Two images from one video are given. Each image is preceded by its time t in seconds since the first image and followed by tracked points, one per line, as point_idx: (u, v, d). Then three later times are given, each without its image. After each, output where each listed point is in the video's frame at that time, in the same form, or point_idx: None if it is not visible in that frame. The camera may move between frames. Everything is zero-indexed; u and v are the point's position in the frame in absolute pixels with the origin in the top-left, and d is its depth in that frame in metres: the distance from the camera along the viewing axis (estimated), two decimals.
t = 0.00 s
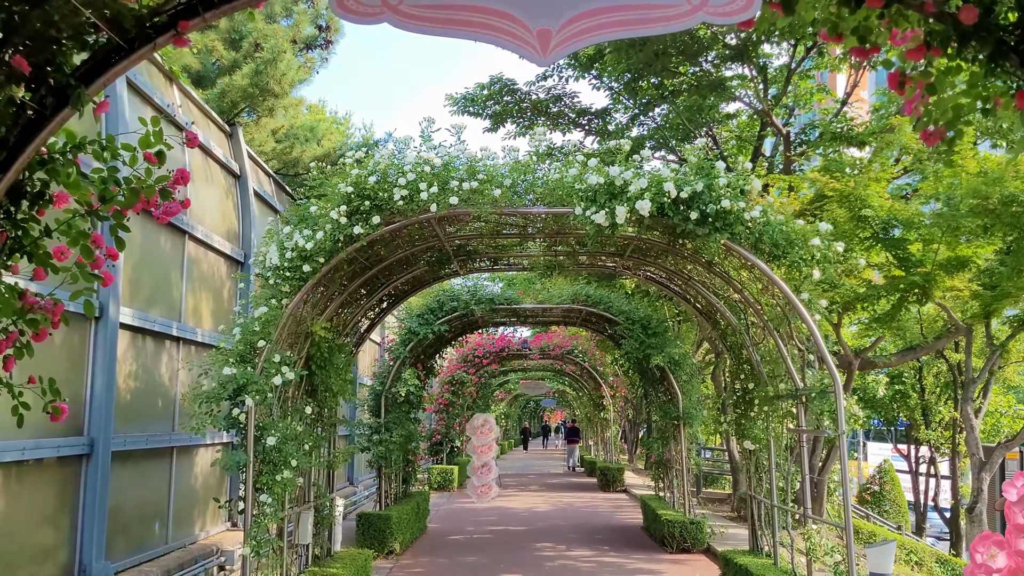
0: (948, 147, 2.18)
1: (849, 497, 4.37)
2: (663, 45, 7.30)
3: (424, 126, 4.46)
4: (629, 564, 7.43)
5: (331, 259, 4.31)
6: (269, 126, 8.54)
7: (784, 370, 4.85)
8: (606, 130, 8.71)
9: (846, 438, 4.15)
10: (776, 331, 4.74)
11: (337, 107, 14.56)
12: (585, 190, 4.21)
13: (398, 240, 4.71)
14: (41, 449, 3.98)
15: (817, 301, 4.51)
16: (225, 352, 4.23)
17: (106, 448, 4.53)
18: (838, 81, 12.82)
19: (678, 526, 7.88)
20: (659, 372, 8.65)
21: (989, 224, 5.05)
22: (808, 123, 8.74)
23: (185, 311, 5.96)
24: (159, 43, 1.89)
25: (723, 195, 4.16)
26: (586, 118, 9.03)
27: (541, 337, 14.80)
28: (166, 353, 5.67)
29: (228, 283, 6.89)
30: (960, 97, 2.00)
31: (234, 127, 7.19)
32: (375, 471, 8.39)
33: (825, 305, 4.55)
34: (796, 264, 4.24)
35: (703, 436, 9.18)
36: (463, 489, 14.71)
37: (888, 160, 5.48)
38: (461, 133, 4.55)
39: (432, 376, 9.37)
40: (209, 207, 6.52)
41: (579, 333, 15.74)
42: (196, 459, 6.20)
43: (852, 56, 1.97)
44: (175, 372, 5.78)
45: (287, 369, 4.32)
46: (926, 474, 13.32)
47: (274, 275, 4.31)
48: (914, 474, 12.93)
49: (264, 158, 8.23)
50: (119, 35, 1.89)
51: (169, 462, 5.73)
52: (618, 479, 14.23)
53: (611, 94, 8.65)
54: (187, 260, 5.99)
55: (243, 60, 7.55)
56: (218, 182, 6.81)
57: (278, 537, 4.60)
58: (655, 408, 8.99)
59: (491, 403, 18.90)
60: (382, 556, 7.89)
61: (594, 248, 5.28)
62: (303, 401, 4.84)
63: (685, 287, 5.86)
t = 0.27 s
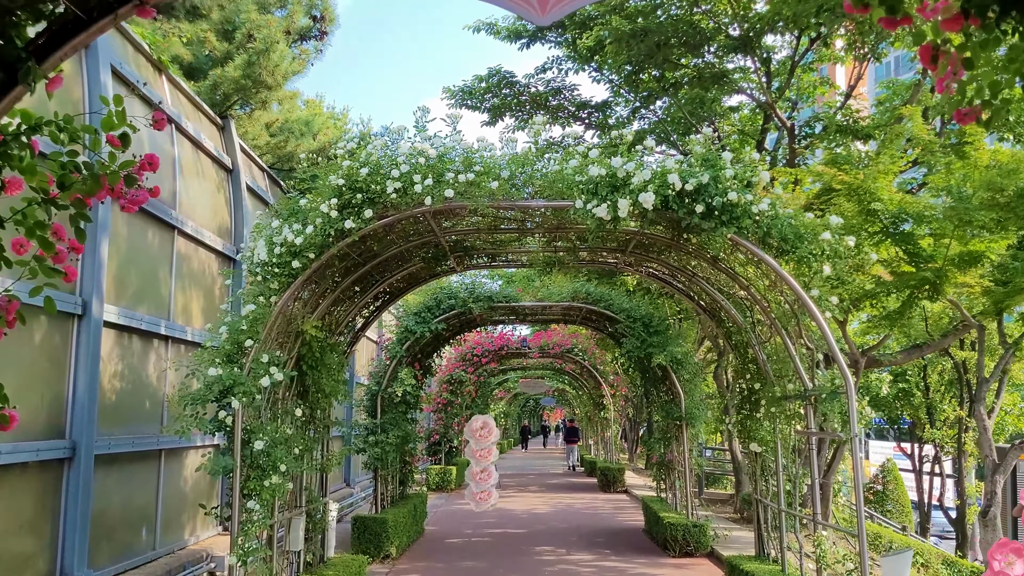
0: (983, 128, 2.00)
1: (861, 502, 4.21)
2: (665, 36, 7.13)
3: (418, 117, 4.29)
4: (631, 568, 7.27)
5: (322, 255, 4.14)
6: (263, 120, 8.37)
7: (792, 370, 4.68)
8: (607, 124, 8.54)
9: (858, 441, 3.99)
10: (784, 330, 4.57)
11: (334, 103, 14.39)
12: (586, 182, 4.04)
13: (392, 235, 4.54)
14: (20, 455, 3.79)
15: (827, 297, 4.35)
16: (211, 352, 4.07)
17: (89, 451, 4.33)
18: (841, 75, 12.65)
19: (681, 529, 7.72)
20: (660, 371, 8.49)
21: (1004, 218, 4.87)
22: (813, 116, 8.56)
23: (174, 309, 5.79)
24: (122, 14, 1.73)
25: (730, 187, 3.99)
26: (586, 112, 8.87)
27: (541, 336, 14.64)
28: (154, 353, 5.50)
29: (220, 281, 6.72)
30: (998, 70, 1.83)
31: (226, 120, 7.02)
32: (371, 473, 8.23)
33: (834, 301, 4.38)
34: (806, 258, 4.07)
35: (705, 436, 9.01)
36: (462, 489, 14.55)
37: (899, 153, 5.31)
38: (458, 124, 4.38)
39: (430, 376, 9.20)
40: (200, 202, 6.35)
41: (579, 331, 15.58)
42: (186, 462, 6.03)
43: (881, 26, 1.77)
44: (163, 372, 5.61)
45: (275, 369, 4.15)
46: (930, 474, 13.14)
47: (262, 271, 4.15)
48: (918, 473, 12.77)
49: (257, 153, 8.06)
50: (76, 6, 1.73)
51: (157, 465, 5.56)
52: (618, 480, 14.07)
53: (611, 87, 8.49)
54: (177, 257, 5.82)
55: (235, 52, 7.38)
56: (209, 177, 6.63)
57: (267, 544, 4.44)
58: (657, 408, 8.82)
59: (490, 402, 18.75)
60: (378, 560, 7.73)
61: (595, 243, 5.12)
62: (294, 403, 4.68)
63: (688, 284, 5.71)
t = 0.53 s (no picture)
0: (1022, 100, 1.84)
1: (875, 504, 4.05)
2: (665, 29, 6.98)
3: (412, 105, 4.13)
4: (633, 572, 7.10)
5: (312, 248, 3.98)
6: (256, 115, 8.21)
7: (801, 367, 4.53)
8: (607, 120, 8.39)
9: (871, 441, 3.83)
10: (792, 326, 4.42)
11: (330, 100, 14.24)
12: (587, 172, 3.88)
13: (386, 229, 4.39)
14: None
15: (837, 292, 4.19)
16: (198, 350, 3.90)
17: (72, 453, 4.14)
18: (843, 70, 12.49)
19: (683, 531, 7.55)
20: (661, 371, 8.33)
21: (1019, 209, 4.70)
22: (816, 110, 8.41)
23: (163, 307, 5.62)
24: None
25: (737, 176, 3.83)
26: (585, 107, 8.72)
27: (540, 336, 14.50)
28: (142, 351, 5.35)
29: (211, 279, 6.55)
30: None
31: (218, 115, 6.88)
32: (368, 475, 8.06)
33: (846, 296, 4.23)
34: (816, 251, 3.92)
35: (707, 436, 8.85)
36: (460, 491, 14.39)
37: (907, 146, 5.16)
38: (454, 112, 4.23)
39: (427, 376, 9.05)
40: (190, 197, 6.20)
41: (578, 331, 15.42)
42: (176, 464, 5.87)
43: None
44: (151, 372, 5.45)
45: (264, 368, 3.99)
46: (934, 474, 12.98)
47: (250, 265, 3.99)
48: (921, 474, 12.60)
49: (250, 148, 7.91)
50: None
51: (145, 467, 5.40)
52: (619, 481, 13.91)
53: (611, 82, 8.35)
54: (165, 254, 5.65)
55: (225, 46, 7.22)
56: (200, 172, 6.46)
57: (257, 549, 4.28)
58: (658, 408, 8.66)
59: (489, 402, 18.59)
60: (374, 564, 7.57)
61: (597, 238, 4.96)
62: (285, 404, 4.52)
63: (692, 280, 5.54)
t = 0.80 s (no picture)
0: None
1: (890, 508, 3.89)
2: (667, 20, 6.81)
3: (406, 93, 3.97)
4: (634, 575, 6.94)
5: (302, 242, 3.82)
6: (249, 109, 8.04)
7: (811, 366, 4.37)
8: (606, 113, 8.22)
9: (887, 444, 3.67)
10: (802, 323, 4.26)
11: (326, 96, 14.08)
12: (589, 162, 3.72)
13: (380, 222, 4.23)
14: None
15: (849, 287, 4.03)
16: (183, 349, 3.74)
17: (53, 454, 3.95)
18: (845, 65, 12.32)
19: (686, 533, 7.39)
20: (663, 369, 8.17)
21: None
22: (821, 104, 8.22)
23: (150, 305, 5.45)
24: None
25: (746, 166, 3.66)
26: (585, 100, 8.55)
27: (539, 334, 14.34)
28: (128, 350, 5.18)
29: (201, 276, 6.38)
30: None
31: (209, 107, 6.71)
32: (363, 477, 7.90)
33: (858, 291, 4.07)
34: (829, 245, 3.76)
35: (710, 436, 8.69)
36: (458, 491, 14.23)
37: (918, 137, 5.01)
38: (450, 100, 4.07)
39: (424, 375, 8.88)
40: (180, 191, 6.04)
41: (577, 329, 15.26)
42: (164, 466, 5.70)
43: None
44: (138, 371, 5.28)
45: (253, 367, 3.83)
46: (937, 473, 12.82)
47: (238, 260, 3.82)
48: (925, 473, 12.44)
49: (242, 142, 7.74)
50: None
51: (132, 469, 5.23)
52: (619, 481, 13.75)
53: (611, 75, 8.21)
54: (153, 250, 5.48)
55: (216, 37, 7.05)
56: (189, 167, 6.29)
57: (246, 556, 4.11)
58: (660, 407, 8.50)
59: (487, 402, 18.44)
60: (371, 568, 7.41)
61: (598, 232, 4.79)
62: (275, 404, 4.35)
63: (697, 277, 5.38)
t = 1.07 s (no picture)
0: None
1: (905, 511, 3.73)
2: (670, 10, 6.62)
3: (399, 80, 3.81)
4: None
5: (290, 234, 3.65)
6: (241, 103, 7.88)
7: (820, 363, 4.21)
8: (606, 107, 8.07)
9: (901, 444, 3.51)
10: (811, 318, 4.11)
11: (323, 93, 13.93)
12: (590, 150, 3.56)
13: (373, 214, 4.07)
14: None
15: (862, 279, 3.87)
16: (166, 346, 3.58)
17: (34, 453, 3.76)
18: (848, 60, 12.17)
19: (689, 535, 7.23)
20: (664, 368, 8.01)
21: None
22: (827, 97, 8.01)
23: (138, 302, 5.29)
24: None
25: (754, 154, 3.51)
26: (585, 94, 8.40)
27: (538, 333, 14.18)
28: (114, 349, 5.01)
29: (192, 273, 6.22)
30: None
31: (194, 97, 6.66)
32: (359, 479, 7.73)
33: (870, 285, 3.91)
34: (840, 236, 3.61)
35: (712, 436, 8.52)
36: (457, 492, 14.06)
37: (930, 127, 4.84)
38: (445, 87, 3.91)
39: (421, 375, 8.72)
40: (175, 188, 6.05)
41: (577, 329, 15.11)
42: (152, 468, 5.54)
43: None
44: (125, 370, 5.11)
45: (239, 365, 3.67)
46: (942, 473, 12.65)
47: (223, 253, 3.66)
48: (930, 473, 12.27)
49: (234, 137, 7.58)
50: None
51: (118, 471, 5.07)
52: (619, 481, 13.59)
53: (611, 69, 8.12)
54: (140, 245, 5.31)
55: (207, 28, 6.89)
56: (179, 160, 6.12)
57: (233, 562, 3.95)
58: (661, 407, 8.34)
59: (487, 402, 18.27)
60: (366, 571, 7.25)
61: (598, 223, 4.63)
62: (263, 403, 4.19)
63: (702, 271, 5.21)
